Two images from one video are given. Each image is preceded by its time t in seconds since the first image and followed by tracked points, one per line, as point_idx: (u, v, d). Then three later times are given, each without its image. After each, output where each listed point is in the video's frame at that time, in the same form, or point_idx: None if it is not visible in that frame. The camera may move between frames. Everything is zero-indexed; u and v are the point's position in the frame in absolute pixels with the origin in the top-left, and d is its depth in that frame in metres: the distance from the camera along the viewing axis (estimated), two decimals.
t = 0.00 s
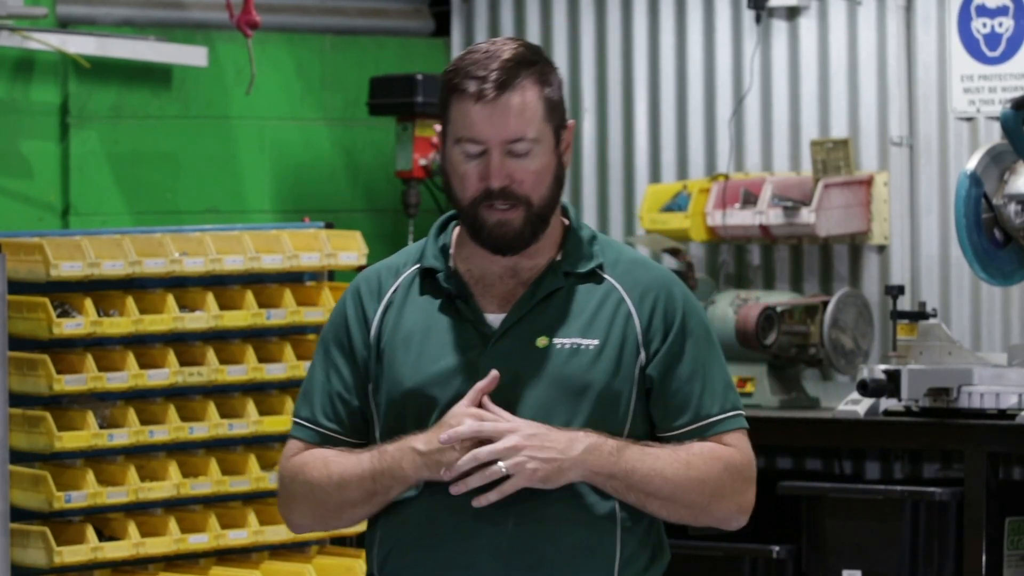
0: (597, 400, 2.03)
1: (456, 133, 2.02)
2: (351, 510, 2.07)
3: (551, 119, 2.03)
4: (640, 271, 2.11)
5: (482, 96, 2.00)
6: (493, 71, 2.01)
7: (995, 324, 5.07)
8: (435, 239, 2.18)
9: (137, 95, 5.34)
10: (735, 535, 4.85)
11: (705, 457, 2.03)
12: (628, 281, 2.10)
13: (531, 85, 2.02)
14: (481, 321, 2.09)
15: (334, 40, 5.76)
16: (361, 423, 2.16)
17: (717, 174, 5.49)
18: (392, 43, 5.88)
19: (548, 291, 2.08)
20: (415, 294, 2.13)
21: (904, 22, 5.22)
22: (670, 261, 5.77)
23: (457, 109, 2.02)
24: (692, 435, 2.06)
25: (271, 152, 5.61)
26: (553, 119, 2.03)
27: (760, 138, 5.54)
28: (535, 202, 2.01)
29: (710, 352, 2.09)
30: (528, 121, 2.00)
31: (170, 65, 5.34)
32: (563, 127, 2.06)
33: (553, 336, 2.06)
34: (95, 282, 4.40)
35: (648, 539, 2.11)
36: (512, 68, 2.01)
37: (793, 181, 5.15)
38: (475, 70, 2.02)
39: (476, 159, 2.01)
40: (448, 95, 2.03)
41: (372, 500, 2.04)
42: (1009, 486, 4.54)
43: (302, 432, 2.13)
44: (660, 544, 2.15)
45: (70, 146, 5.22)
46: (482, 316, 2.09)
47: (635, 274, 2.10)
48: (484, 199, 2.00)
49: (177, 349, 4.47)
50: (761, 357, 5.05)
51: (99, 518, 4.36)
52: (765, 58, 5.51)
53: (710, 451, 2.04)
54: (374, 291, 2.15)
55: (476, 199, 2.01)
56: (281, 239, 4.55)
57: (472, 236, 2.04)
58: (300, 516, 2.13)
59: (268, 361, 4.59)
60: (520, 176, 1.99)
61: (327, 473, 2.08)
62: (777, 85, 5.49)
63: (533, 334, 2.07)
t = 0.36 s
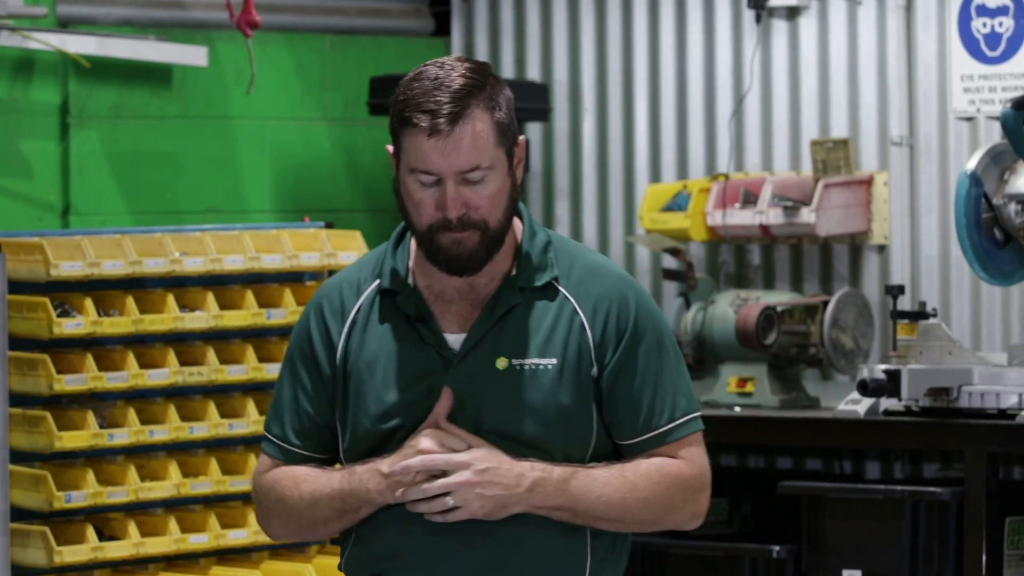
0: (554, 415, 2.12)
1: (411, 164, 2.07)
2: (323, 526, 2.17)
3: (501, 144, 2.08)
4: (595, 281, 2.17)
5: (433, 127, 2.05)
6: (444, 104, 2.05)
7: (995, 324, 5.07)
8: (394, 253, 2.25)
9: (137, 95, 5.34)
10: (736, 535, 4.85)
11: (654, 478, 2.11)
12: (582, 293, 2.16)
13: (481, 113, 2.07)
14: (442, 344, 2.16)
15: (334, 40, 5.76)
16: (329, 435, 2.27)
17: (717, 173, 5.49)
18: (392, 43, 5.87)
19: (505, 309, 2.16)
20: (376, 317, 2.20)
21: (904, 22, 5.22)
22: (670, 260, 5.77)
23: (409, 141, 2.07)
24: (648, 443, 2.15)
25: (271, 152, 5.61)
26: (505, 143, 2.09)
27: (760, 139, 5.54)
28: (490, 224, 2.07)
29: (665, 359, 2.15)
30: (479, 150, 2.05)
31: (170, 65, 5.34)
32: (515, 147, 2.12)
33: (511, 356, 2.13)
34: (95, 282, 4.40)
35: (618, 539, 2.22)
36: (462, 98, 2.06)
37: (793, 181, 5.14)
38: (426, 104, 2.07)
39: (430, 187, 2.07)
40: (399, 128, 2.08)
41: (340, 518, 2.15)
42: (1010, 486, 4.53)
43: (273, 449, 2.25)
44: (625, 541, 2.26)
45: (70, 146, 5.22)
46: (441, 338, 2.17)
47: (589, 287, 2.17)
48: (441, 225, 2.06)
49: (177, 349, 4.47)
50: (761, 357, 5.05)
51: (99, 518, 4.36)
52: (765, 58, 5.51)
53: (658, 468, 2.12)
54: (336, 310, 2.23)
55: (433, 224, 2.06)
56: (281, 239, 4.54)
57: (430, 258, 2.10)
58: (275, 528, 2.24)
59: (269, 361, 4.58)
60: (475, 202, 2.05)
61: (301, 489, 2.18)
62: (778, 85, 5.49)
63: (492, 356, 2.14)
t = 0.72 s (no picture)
0: (533, 409, 2.17)
1: (410, 163, 2.11)
2: (304, 514, 2.23)
3: (499, 145, 2.12)
4: (581, 281, 2.22)
5: (435, 128, 2.09)
6: (445, 106, 2.09)
7: (995, 324, 5.08)
8: (384, 248, 2.30)
9: (137, 95, 5.35)
10: (735, 535, 4.86)
11: (627, 473, 2.14)
12: (566, 292, 2.21)
13: (480, 115, 2.11)
14: (428, 338, 2.20)
15: (334, 39, 5.76)
16: (314, 424, 2.33)
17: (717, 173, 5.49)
18: (392, 43, 5.87)
19: (490, 306, 2.20)
20: (364, 311, 2.25)
21: (904, 22, 5.22)
22: (671, 260, 5.78)
23: (408, 142, 2.11)
24: (622, 442, 2.19)
25: (271, 152, 5.61)
26: (502, 144, 2.13)
27: (760, 139, 5.55)
28: (487, 223, 2.11)
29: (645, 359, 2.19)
30: (479, 151, 2.09)
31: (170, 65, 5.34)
32: (511, 148, 2.16)
33: (494, 351, 2.18)
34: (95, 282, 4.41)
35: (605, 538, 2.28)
36: (464, 100, 2.10)
37: (793, 181, 5.14)
38: (426, 105, 2.10)
39: (428, 187, 2.10)
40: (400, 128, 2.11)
41: (320, 507, 2.21)
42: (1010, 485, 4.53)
43: (259, 435, 2.32)
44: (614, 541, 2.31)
45: (70, 146, 5.23)
46: (429, 334, 2.21)
47: (574, 286, 2.21)
48: (438, 224, 2.10)
49: (177, 348, 4.48)
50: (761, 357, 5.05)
51: (99, 518, 4.36)
52: (765, 59, 5.51)
53: (630, 465, 2.15)
54: (326, 302, 2.29)
55: (430, 223, 2.11)
56: (281, 238, 4.55)
57: (427, 255, 2.14)
58: (259, 515, 2.31)
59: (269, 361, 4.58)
60: (473, 203, 2.10)
61: (282, 478, 2.25)
62: (778, 85, 5.49)
63: (475, 352, 2.19)
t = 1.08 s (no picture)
0: (553, 410, 2.19)
1: (428, 163, 2.13)
2: (323, 516, 2.23)
3: (517, 147, 2.15)
4: (598, 282, 2.25)
5: (454, 129, 2.11)
6: (466, 106, 2.11)
7: (995, 323, 5.08)
8: (399, 251, 2.32)
9: (137, 95, 5.35)
10: (735, 535, 4.85)
11: (652, 477, 2.16)
12: (584, 293, 2.24)
13: (501, 117, 2.13)
14: (444, 338, 2.22)
15: (335, 40, 5.76)
16: (331, 427, 2.34)
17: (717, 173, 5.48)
18: (392, 43, 5.88)
19: (507, 307, 2.22)
20: (380, 312, 2.27)
21: (904, 22, 5.22)
22: (671, 260, 5.77)
23: (428, 141, 2.13)
24: (642, 443, 2.21)
25: (271, 152, 5.61)
26: (520, 147, 2.16)
27: (760, 139, 5.55)
28: (503, 226, 2.14)
29: (664, 360, 2.22)
30: (498, 152, 2.12)
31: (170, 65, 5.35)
32: (528, 150, 2.19)
33: (512, 352, 2.20)
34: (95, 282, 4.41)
35: (611, 541, 2.30)
36: (484, 101, 2.12)
37: (793, 181, 5.14)
38: (446, 105, 2.13)
39: (446, 187, 2.13)
40: (420, 127, 2.14)
41: (339, 508, 2.21)
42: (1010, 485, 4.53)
43: (275, 439, 2.32)
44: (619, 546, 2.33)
45: (71, 146, 5.23)
46: (443, 333, 2.23)
47: (590, 287, 2.24)
48: (455, 225, 2.13)
49: (177, 348, 4.48)
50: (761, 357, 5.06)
51: (99, 518, 4.36)
52: (765, 59, 5.51)
53: (656, 469, 2.18)
54: (341, 304, 2.30)
55: (446, 224, 2.14)
56: (281, 238, 4.55)
57: (442, 255, 2.17)
58: (278, 518, 2.31)
59: (269, 361, 4.58)
60: (490, 204, 2.12)
61: (302, 480, 2.25)
62: (778, 85, 5.49)
63: (493, 352, 2.20)
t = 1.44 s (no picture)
0: (587, 410, 2.13)
1: (482, 146, 2.05)
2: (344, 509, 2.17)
3: (573, 141, 2.08)
4: (636, 281, 2.18)
5: (515, 112, 2.04)
6: (527, 92, 2.05)
7: (995, 323, 5.09)
8: (437, 242, 2.24)
9: (137, 95, 5.35)
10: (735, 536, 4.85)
11: (680, 482, 2.09)
12: (622, 292, 2.17)
13: (560, 108, 2.06)
14: (479, 333, 2.15)
15: (334, 39, 5.76)
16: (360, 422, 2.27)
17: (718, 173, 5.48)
18: (392, 43, 5.88)
19: (544, 303, 2.15)
20: (415, 304, 2.19)
21: (904, 22, 5.23)
22: (670, 260, 5.77)
23: (486, 123, 2.05)
24: (672, 445, 2.14)
25: (271, 152, 5.61)
26: (575, 143, 2.09)
27: (760, 138, 5.55)
28: (549, 220, 2.06)
29: (697, 363, 2.16)
30: (554, 142, 2.05)
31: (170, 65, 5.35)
32: (583, 149, 2.12)
33: (546, 349, 2.14)
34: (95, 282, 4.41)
35: (644, 544, 2.23)
36: (549, 90, 2.06)
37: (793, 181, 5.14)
38: (507, 89, 2.06)
39: (497, 173, 2.05)
40: (479, 109, 2.06)
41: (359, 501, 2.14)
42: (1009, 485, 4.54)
43: (303, 428, 2.24)
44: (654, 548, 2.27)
45: (70, 146, 5.23)
46: (479, 328, 2.15)
47: (628, 286, 2.17)
48: (501, 213, 2.05)
49: (177, 348, 4.48)
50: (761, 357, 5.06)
51: (99, 518, 4.36)
52: (765, 58, 5.51)
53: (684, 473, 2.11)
54: (376, 294, 2.22)
55: (493, 211, 2.05)
56: (281, 238, 4.55)
57: (483, 245, 2.08)
58: (303, 512, 2.24)
59: (269, 361, 4.59)
60: (540, 195, 2.04)
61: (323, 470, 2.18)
62: (778, 85, 5.49)
63: (528, 349, 2.14)
